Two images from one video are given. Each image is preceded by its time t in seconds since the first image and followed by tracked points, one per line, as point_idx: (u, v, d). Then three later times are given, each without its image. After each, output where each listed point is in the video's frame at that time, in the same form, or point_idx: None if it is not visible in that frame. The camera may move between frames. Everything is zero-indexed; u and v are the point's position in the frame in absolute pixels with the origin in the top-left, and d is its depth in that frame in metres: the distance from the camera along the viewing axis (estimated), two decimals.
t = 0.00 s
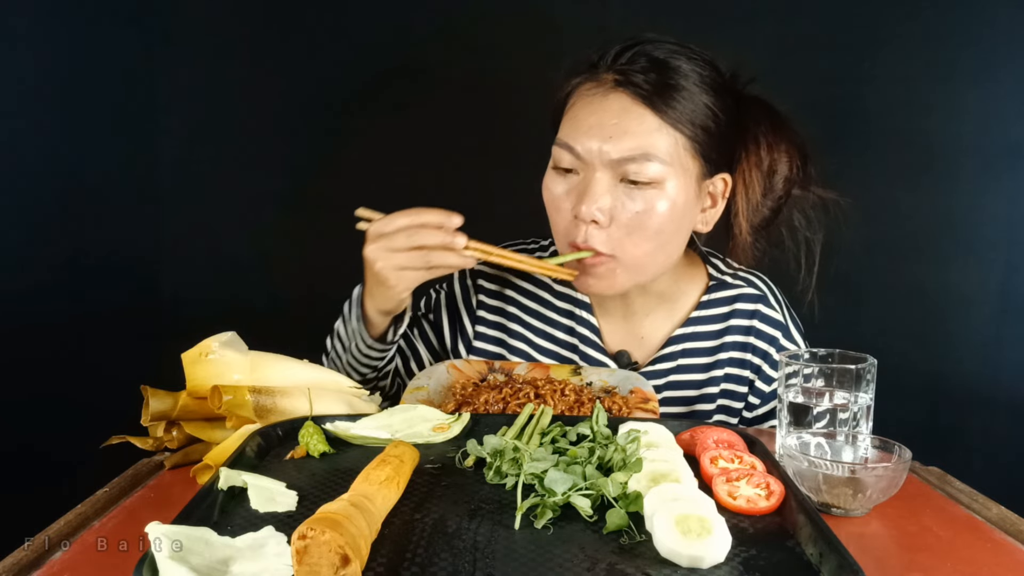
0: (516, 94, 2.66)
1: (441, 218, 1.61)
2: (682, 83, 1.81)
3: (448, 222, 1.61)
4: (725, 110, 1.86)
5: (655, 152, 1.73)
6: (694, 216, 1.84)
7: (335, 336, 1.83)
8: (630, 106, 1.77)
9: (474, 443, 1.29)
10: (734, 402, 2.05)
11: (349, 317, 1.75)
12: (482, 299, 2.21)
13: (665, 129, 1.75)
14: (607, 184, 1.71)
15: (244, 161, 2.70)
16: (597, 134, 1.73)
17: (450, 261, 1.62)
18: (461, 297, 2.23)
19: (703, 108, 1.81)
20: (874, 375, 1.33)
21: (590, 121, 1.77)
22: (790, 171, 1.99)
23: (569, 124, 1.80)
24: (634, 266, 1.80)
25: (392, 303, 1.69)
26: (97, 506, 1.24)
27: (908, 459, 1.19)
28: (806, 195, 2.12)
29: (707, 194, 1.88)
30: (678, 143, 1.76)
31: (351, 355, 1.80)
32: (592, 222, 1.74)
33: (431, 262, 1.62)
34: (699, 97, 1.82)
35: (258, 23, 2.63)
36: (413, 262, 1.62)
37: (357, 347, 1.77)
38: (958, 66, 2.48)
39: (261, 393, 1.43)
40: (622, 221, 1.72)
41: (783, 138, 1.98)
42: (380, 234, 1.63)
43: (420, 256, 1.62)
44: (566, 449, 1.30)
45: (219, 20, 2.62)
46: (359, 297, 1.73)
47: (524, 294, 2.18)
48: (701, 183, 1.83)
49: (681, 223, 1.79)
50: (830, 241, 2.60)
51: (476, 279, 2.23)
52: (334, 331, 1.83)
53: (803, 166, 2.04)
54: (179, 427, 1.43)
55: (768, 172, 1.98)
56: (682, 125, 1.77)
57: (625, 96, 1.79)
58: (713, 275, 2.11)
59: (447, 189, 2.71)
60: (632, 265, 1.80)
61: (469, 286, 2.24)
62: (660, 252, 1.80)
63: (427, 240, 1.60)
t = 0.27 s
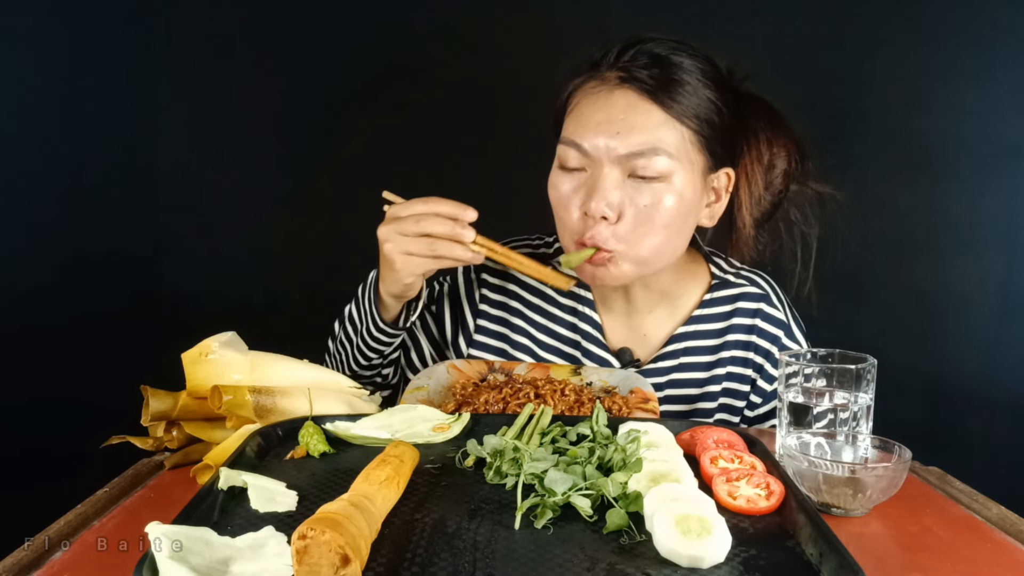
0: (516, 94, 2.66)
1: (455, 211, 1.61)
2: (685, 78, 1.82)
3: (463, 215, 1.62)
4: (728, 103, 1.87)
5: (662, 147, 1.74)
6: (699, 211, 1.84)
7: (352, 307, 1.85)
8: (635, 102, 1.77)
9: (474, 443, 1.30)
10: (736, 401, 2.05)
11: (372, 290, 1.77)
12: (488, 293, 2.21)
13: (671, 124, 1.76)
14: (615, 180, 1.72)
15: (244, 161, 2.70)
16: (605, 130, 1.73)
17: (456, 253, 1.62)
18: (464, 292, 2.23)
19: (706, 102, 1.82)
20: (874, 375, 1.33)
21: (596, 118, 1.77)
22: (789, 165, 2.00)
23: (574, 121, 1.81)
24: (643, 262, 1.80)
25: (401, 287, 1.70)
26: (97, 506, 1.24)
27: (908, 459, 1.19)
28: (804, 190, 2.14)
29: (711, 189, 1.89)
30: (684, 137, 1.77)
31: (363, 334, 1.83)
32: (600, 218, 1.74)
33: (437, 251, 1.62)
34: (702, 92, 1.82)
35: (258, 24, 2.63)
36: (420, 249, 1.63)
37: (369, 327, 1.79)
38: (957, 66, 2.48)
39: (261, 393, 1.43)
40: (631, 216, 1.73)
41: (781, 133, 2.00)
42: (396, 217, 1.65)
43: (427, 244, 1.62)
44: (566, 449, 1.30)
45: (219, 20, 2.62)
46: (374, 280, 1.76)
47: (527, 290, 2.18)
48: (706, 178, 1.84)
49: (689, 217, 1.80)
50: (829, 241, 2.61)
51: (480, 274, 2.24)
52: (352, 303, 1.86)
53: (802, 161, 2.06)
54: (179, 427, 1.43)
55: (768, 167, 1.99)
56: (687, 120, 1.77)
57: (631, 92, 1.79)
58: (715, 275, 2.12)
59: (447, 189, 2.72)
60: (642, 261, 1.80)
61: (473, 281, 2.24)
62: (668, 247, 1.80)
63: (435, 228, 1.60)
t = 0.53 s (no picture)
0: (516, 93, 2.66)
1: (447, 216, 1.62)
2: (686, 77, 1.81)
3: (454, 222, 1.62)
4: (729, 103, 1.86)
5: (664, 146, 1.74)
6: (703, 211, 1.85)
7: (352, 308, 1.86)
8: (638, 101, 1.78)
9: (474, 443, 1.30)
10: (738, 400, 2.04)
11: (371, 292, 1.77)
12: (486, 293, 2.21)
13: (674, 124, 1.76)
14: (618, 179, 1.73)
15: (244, 161, 2.70)
16: (607, 130, 1.74)
17: (443, 258, 1.63)
18: (463, 291, 2.23)
19: (707, 101, 1.81)
20: (874, 375, 1.33)
21: (598, 118, 1.78)
22: (789, 166, 2.00)
23: (576, 120, 1.82)
24: (646, 261, 1.81)
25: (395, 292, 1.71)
26: (97, 506, 1.24)
27: (908, 459, 1.19)
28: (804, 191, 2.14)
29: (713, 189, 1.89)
30: (687, 137, 1.77)
31: (360, 334, 1.84)
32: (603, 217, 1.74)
33: (426, 258, 1.63)
34: (703, 91, 1.81)
35: (259, 23, 2.63)
36: (410, 253, 1.64)
37: (365, 329, 1.81)
38: (957, 66, 2.48)
39: (261, 393, 1.43)
40: (633, 214, 1.73)
41: (781, 134, 1.99)
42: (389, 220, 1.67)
43: (417, 248, 1.64)
44: (566, 449, 1.30)
45: (219, 20, 2.62)
46: (370, 282, 1.78)
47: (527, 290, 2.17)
48: (709, 178, 1.84)
49: (693, 216, 1.81)
50: (828, 241, 2.60)
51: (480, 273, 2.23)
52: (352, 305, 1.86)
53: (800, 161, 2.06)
54: (179, 427, 1.43)
55: (769, 167, 1.99)
56: (689, 119, 1.77)
57: (632, 92, 1.80)
58: (717, 274, 2.12)
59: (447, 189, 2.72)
60: (645, 260, 1.80)
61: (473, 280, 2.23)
62: (671, 247, 1.81)
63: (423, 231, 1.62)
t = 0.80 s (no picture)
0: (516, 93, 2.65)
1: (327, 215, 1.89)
2: (687, 74, 2.43)
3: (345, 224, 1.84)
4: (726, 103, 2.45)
5: (663, 140, 2.37)
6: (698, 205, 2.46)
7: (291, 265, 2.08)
8: (639, 96, 2.39)
9: (474, 443, 1.30)
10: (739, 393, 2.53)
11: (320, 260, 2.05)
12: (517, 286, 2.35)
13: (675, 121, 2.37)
14: (619, 172, 2.38)
15: (244, 161, 2.66)
16: (608, 127, 2.41)
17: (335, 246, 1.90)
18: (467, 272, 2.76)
19: (706, 99, 2.41)
20: (874, 376, 1.33)
21: (605, 114, 2.43)
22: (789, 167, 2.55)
23: (578, 117, 2.48)
24: (642, 246, 2.46)
25: (303, 274, 2.44)
26: (97, 506, 1.24)
27: (908, 459, 1.19)
28: (807, 194, 2.55)
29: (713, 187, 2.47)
30: (685, 132, 2.37)
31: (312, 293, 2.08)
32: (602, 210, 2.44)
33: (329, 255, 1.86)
34: (702, 89, 2.42)
35: (259, 23, 2.63)
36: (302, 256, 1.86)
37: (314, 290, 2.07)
38: (956, 66, 2.49)
39: (261, 393, 1.43)
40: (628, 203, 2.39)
41: (781, 137, 2.53)
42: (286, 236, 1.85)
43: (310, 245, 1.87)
44: (566, 449, 1.30)
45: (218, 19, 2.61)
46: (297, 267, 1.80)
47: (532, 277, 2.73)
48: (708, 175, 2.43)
49: (689, 211, 2.44)
50: (829, 244, 2.56)
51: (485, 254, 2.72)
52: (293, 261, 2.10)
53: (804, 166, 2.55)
54: (179, 427, 1.42)
55: (769, 168, 2.54)
56: (688, 115, 2.36)
57: (633, 87, 2.42)
58: (717, 275, 2.62)
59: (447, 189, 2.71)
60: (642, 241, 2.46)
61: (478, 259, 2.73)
62: (668, 234, 2.45)
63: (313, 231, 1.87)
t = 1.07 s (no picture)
0: (516, 93, 2.65)
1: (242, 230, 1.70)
2: (685, 68, 1.88)
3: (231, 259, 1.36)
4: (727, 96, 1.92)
5: (663, 130, 1.80)
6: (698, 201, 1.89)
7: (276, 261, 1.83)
8: (636, 86, 1.83)
9: (474, 443, 1.30)
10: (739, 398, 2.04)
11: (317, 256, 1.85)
12: (509, 280, 2.19)
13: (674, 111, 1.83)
14: (615, 163, 1.79)
15: (244, 161, 2.70)
16: (605, 116, 1.80)
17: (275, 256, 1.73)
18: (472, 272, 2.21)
19: (704, 92, 1.88)
20: (874, 375, 1.32)
21: (598, 104, 1.83)
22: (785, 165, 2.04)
23: (574, 108, 1.87)
24: (643, 252, 1.85)
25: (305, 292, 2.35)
26: (98, 506, 1.24)
27: (908, 459, 1.19)
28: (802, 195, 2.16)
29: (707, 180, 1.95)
30: (684, 125, 1.83)
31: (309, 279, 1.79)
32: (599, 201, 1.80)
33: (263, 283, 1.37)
34: (700, 82, 1.88)
35: (259, 23, 2.63)
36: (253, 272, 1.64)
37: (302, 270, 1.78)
38: (957, 65, 2.48)
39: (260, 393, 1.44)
40: (629, 198, 1.79)
41: (779, 136, 2.04)
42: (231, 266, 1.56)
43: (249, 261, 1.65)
44: (566, 449, 1.30)
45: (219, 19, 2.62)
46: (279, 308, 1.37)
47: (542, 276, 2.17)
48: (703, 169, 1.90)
49: (690, 203, 1.86)
50: (826, 243, 2.60)
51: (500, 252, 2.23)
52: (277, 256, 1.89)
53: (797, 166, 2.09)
54: (179, 427, 1.43)
55: (765, 165, 2.03)
56: (688, 107, 1.84)
57: (630, 78, 1.85)
58: (715, 275, 2.12)
59: (447, 189, 2.72)
60: (641, 249, 1.84)
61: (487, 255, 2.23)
62: (666, 236, 1.85)
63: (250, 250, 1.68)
